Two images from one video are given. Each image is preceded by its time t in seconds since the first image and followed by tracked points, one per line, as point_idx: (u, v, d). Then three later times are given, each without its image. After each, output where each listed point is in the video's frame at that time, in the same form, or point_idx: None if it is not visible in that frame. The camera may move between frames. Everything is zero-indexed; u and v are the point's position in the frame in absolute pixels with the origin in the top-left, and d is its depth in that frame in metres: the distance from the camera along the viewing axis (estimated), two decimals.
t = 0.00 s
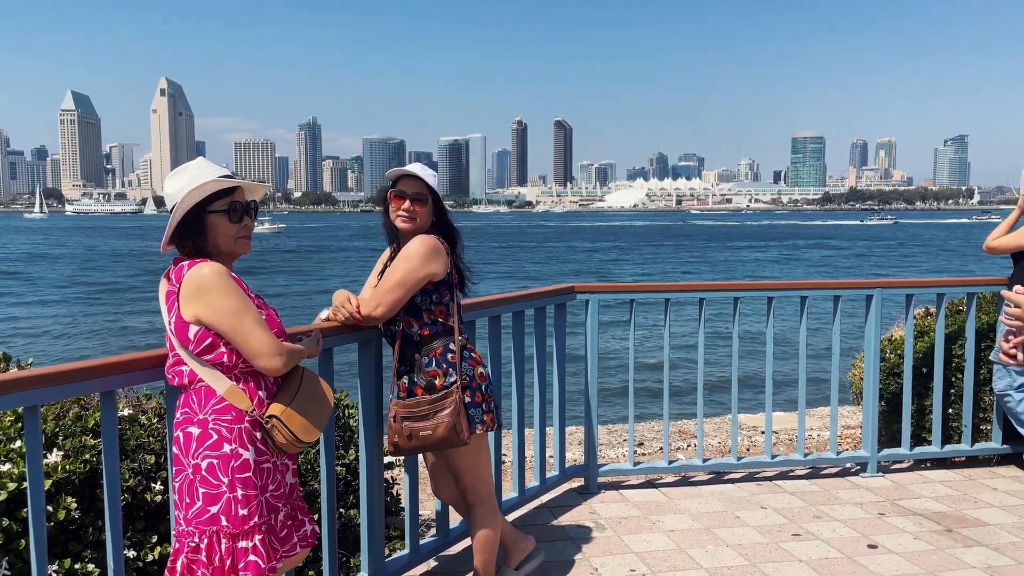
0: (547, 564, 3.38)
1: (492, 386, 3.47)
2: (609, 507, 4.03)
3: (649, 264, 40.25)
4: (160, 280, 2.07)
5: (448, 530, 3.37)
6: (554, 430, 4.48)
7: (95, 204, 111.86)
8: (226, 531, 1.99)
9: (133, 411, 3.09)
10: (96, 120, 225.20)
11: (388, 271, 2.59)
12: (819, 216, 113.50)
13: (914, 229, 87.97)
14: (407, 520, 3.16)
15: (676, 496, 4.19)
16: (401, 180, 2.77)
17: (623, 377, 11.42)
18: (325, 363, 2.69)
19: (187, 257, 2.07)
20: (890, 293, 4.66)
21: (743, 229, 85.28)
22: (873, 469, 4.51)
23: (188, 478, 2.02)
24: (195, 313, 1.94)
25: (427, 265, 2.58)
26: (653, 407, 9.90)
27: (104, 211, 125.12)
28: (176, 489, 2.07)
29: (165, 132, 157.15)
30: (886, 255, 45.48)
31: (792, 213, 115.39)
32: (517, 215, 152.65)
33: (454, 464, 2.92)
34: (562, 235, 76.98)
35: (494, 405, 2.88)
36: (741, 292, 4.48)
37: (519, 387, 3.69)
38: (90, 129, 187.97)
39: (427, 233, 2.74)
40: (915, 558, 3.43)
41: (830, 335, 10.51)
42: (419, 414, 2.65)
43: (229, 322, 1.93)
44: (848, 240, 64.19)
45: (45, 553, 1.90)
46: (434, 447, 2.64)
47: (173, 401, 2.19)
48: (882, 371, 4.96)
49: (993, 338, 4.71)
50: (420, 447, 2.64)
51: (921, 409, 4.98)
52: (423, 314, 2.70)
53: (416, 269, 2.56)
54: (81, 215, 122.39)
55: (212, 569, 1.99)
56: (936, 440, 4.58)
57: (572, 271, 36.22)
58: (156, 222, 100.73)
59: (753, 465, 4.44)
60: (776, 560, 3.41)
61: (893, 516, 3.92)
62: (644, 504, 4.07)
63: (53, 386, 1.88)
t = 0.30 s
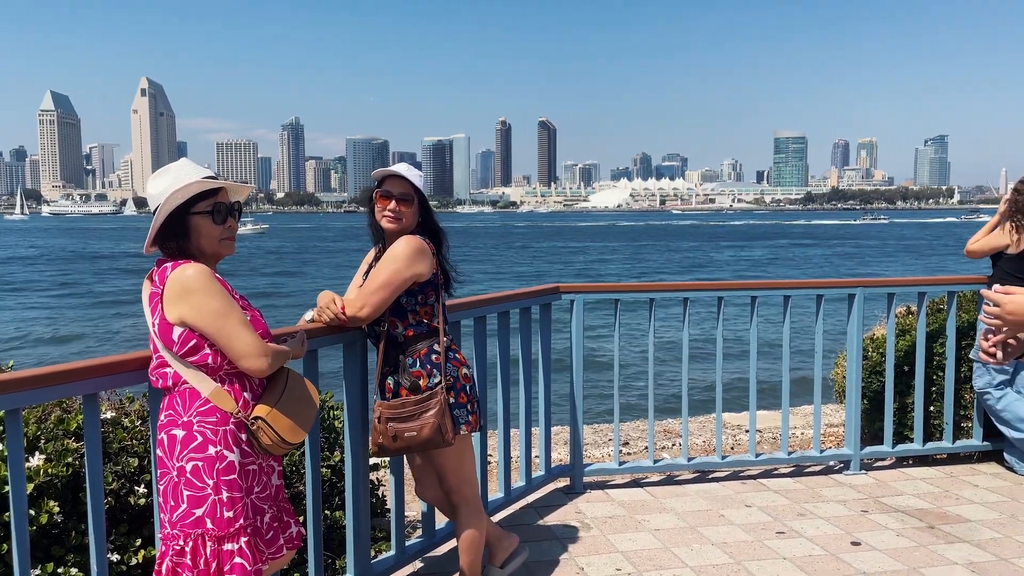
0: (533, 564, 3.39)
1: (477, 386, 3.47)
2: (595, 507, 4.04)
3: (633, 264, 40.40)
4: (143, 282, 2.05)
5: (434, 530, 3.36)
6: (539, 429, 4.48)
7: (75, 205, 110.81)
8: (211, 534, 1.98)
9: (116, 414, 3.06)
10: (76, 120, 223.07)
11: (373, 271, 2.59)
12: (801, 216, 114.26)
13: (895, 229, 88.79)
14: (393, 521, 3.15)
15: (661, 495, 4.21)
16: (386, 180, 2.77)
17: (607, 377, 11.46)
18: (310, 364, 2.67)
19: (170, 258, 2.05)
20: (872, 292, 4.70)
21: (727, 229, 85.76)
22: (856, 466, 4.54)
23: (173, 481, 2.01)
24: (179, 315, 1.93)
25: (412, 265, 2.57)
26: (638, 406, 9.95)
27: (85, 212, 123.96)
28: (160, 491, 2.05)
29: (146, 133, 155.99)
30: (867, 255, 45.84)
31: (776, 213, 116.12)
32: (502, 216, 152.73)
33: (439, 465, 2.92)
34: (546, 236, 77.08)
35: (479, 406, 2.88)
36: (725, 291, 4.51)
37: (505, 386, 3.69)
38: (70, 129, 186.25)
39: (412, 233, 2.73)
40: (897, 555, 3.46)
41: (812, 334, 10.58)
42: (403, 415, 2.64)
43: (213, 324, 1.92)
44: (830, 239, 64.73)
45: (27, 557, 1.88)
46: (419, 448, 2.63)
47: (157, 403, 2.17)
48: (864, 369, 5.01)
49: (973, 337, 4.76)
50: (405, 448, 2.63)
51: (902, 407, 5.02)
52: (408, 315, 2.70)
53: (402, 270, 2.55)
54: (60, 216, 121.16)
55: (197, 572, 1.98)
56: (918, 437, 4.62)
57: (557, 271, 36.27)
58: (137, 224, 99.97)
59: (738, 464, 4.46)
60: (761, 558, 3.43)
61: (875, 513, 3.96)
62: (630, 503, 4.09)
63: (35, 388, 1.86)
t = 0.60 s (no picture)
0: (520, 564, 3.39)
1: (464, 387, 3.48)
2: (582, 506, 4.05)
3: (618, 263, 40.52)
4: (129, 283, 2.04)
5: (422, 531, 3.36)
6: (526, 429, 4.49)
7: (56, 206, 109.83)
8: (199, 536, 1.97)
9: (100, 416, 3.04)
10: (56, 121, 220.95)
11: (360, 272, 2.59)
12: (784, 215, 115.01)
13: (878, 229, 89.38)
14: (380, 522, 3.15)
15: (647, 494, 4.22)
16: (373, 180, 2.77)
17: (592, 377, 11.49)
18: (296, 365, 2.67)
19: (156, 260, 2.04)
20: (855, 291, 4.74)
21: (711, 229, 86.17)
22: (840, 464, 4.58)
23: (159, 483, 2.00)
24: (166, 316, 1.92)
25: (399, 266, 2.57)
26: (624, 405, 9.98)
27: (65, 214, 122.82)
28: (147, 493, 2.04)
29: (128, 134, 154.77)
30: (850, 254, 46.22)
31: (759, 213, 116.85)
32: (487, 216, 152.72)
33: (425, 465, 2.92)
34: (531, 236, 77.14)
35: (464, 406, 2.88)
36: (710, 291, 4.53)
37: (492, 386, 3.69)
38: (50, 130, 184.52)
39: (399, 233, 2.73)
40: (881, 551, 3.49)
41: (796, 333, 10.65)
42: (389, 416, 2.65)
43: (200, 325, 1.91)
44: (813, 239, 65.19)
45: (13, 560, 1.87)
46: (403, 448, 2.63)
47: (143, 405, 2.16)
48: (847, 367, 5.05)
49: (954, 335, 4.82)
50: (390, 448, 2.64)
51: (885, 405, 5.07)
52: (394, 315, 2.70)
53: (388, 270, 2.55)
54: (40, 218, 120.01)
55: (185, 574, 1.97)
56: (901, 435, 4.66)
57: (542, 271, 36.32)
58: (119, 225, 99.20)
59: (723, 462, 4.49)
60: (747, 556, 3.46)
61: (859, 510, 3.99)
62: (616, 502, 4.10)
63: (21, 392, 1.85)
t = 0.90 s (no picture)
0: (507, 563, 3.40)
1: (451, 387, 3.48)
2: (568, 505, 4.07)
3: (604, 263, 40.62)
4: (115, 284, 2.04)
5: (409, 531, 3.37)
6: (512, 430, 4.50)
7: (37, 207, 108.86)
8: (187, 537, 1.97)
9: (85, 418, 3.02)
10: (37, 121, 218.93)
11: (346, 273, 2.59)
12: (768, 215, 115.68)
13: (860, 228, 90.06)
14: (367, 523, 3.15)
15: (634, 492, 4.24)
16: (359, 181, 2.77)
17: (578, 376, 11.53)
18: (283, 366, 2.67)
19: (142, 261, 2.04)
20: (838, 290, 4.78)
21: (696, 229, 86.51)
22: (823, 461, 4.62)
23: (146, 485, 1.99)
24: (152, 318, 1.92)
25: (385, 266, 2.58)
26: (610, 405, 10.02)
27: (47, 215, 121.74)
28: (133, 496, 2.03)
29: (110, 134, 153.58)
30: (833, 253, 46.57)
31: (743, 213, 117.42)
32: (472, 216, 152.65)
33: (412, 465, 2.92)
34: (517, 236, 77.18)
35: (451, 406, 2.89)
36: (696, 290, 4.56)
37: (479, 386, 3.70)
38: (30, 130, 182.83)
39: (386, 234, 2.74)
40: (865, 548, 3.53)
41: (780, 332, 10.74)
42: (375, 416, 2.65)
43: (186, 327, 1.91)
44: (796, 238, 65.53)
45: None
46: (391, 448, 2.64)
47: (129, 408, 2.15)
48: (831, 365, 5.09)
49: (936, 332, 4.87)
50: (377, 448, 2.64)
51: (869, 402, 5.11)
52: (380, 315, 2.70)
53: (375, 271, 2.56)
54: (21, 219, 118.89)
55: None
56: (884, 432, 4.71)
57: (528, 271, 36.36)
58: (101, 226, 98.45)
59: (708, 460, 4.52)
60: (733, 553, 3.48)
61: (843, 506, 4.03)
62: (603, 501, 4.12)
63: (5, 394, 1.84)
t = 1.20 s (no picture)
0: (495, 562, 3.41)
1: (439, 387, 3.48)
2: (557, 504, 4.08)
3: (591, 262, 40.69)
4: (102, 285, 2.03)
5: (397, 531, 3.37)
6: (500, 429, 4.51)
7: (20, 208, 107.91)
8: (175, 538, 1.97)
9: (72, 420, 3.01)
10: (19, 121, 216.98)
11: (333, 273, 2.59)
12: (754, 214, 116.22)
13: (846, 227, 90.51)
14: (355, 523, 3.15)
15: (622, 491, 4.26)
16: (347, 181, 2.77)
17: (566, 375, 11.55)
18: (270, 367, 2.66)
19: (129, 262, 2.03)
20: (823, 288, 4.81)
21: (682, 228, 86.75)
22: (809, 458, 4.65)
23: (134, 486, 1.99)
24: (139, 319, 1.91)
25: (373, 266, 2.58)
26: (598, 404, 10.04)
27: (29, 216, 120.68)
28: (121, 497, 2.03)
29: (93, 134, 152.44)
30: (819, 252, 46.82)
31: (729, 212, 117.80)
32: (459, 216, 152.56)
33: (400, 465, 2.92)
34: (504, 236, 77.17)
35: (439, 406, 2.89)
36: (682, 289, 4.58)
37: (467, 386, 3.70)
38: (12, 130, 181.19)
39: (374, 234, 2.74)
40: (850, 544, 3.55)
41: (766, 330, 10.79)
42: (363, 416, 2.65)
43: (174, 328, 1.91)
44: (782, 237, 65.87)
45: None
46: (378, 448, 2.64)
47: (116, 410, 2.14)
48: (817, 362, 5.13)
49: (921, 330, 4.92)
50: (365, 448, 2.65)
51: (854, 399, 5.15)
52: (367, 316, 2.70)
53: (362, 271, 2.56)
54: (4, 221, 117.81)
55: None
56: (869, 429, 4.75)
57: (516, 271, 36.39)
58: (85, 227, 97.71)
59: (696, 458, 4.54)
60: (720, 550, 3.50)
61: (829, 503, 4.06)
62: (591, 499, 4.13)
63: None
